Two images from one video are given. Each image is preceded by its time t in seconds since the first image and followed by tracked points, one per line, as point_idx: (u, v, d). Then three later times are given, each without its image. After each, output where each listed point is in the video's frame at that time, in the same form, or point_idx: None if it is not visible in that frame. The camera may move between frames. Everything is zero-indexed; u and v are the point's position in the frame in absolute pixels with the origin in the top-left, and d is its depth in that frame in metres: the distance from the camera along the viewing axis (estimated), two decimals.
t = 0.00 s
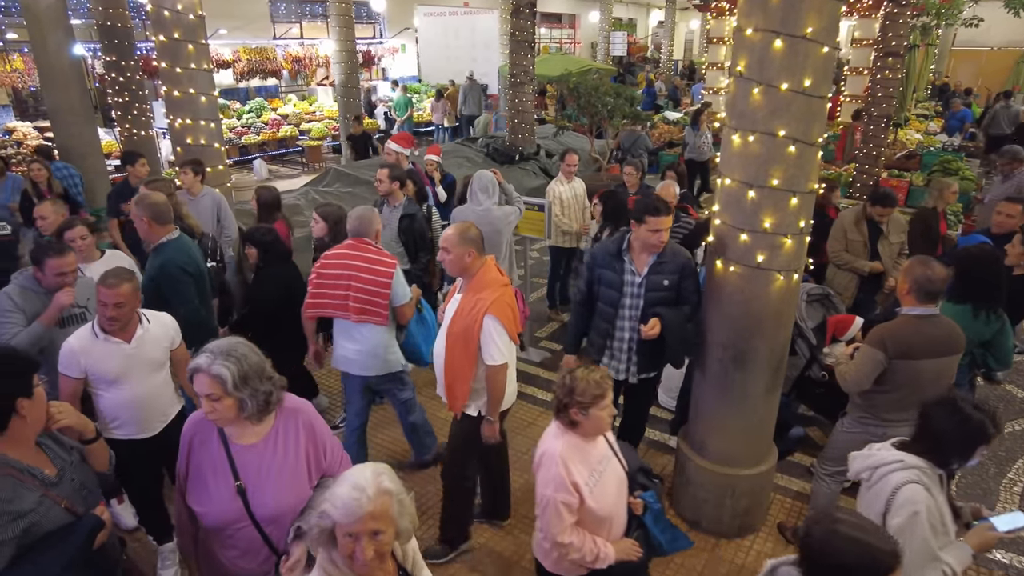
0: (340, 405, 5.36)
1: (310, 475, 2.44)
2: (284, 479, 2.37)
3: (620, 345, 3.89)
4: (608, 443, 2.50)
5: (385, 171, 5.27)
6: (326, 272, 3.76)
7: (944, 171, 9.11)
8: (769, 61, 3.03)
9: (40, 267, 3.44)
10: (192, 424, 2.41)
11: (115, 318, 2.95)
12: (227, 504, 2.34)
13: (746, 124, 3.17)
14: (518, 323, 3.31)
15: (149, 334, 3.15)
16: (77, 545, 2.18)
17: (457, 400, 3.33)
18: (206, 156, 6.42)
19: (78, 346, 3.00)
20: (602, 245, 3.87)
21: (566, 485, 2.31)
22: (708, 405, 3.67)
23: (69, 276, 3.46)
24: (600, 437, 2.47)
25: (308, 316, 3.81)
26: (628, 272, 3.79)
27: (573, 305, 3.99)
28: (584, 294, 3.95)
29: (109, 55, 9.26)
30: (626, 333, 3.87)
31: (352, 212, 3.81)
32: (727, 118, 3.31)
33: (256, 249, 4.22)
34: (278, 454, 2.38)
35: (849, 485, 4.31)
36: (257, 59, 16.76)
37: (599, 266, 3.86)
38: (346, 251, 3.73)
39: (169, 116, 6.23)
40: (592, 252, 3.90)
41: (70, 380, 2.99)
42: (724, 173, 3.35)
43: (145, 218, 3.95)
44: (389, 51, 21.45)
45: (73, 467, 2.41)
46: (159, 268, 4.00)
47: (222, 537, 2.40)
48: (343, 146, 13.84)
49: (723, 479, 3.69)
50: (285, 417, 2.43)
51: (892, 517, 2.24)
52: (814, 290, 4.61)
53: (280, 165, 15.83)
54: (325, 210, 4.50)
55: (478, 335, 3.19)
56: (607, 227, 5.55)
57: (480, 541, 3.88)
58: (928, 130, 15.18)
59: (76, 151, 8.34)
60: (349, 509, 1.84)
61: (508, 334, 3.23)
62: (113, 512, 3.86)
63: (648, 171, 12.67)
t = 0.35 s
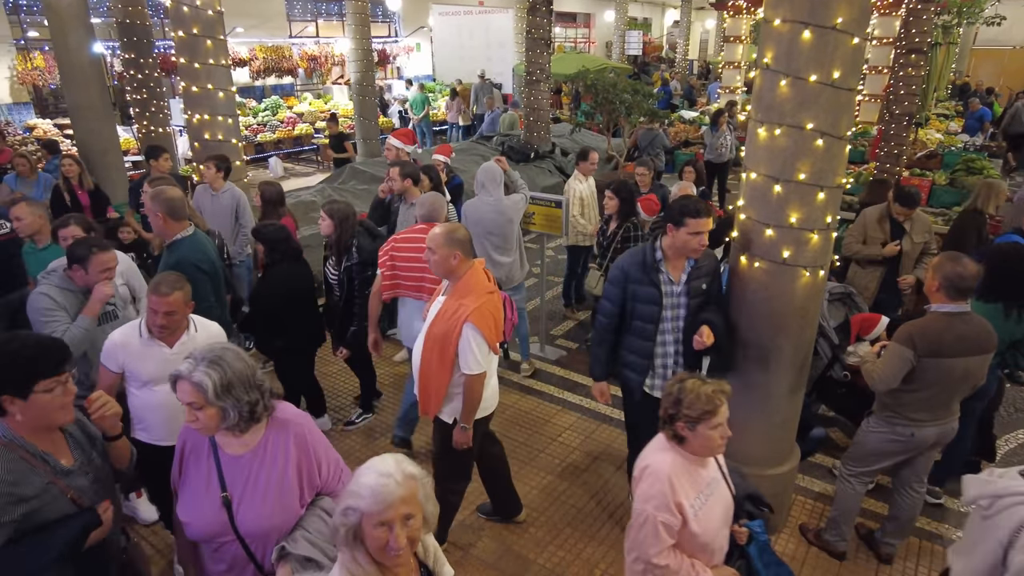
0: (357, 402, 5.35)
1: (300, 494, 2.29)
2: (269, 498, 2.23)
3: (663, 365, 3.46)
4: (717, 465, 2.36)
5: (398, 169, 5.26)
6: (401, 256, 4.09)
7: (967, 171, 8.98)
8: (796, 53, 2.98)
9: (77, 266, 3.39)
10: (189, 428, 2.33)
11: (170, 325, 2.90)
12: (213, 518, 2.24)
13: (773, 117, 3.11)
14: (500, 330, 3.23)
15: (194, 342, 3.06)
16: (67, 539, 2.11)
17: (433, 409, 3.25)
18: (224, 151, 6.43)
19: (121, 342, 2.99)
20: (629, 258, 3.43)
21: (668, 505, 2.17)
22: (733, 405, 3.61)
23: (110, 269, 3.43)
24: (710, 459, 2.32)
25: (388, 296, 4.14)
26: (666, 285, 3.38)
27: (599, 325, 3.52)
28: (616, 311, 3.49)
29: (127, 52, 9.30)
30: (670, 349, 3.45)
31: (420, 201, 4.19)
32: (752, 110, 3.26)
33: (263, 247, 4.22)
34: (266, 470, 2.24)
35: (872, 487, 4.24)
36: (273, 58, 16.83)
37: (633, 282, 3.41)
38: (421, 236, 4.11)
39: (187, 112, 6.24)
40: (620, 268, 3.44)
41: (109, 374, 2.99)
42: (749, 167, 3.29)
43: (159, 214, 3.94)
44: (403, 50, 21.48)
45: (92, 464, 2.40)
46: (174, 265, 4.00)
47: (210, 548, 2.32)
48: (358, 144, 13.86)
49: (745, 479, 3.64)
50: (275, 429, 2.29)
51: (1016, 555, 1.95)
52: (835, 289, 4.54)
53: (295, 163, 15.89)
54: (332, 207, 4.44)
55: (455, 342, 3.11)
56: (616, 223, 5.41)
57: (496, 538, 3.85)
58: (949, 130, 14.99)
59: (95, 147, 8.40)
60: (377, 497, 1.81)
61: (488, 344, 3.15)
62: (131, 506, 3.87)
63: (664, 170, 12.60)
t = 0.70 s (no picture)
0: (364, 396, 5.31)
1: (272, 518, 2.14)
2: (237, 520, 2.09)
3: (702, 372, 3.25)
4: (843, 513, 2.20)
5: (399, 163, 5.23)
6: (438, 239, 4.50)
7: (983, 167, 8.85)
8: (817, 37, 2.90)
9: (81, 267, 3.14)
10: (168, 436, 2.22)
11: (200, 300, 2.88)
12: (181, 534, 2.13)
13: (792, 103, 3.03)
14: (476, 328, 3.14)
15: (233, 328, 3.05)
16: None
17: (401, 408, 3.18)
18: (231, 144, 6.39)
19: (158, 329, 2.93)
20: (650, 262, 3.14)
21: (803, 563, 2.01)
22: (749, 400, 3.56)
23: (114, 270, 3.21)
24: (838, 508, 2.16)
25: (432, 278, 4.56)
26: (697, 285, 3.16)
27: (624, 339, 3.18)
28: (645, 323, 3.15)
29: (136, 47, 9.28)
30: (705, 356, 3.25)
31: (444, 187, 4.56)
32: (771, 97, 3.18)
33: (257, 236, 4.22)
34: (235, 492, 2.09)
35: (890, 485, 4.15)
36: (281, 54, 16.82)
37: (661, 286, 3.12)
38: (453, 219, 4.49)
39: (195, 104, 6.21)
40: (643, 273, 3.13)
41: (143, 361, 2.94)
42: (767, 155, 3.22)
43: (165, 206, 3.90)
44: (411, 47, 21.45)
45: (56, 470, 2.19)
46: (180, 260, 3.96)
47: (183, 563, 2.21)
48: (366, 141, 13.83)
49: (761, 475, 3.57)
50: (246, 447, 2.12)
51: None
52: (851, 285, 4.49)
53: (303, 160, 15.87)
54: (332, 198, 4.45)
55: (428, 341, 3.03)
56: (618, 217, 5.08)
57: (506, 535, 3.79)
58: (961, 128, 14.84)
59: (104, 142, 8.39)
60: (386, 477, 1.77)
61: (463, 342, 3.06)
62: (136, 500, 3.89)
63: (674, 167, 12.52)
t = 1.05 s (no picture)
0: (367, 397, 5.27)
1: None
2: None
3: (730, 389, 3.09)
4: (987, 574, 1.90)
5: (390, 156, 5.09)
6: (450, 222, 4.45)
7: (990, 166, 8.79)
8: (832, 32, 2.85)
9: (57, 273, 2.88)
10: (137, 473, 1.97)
11: (222, 307, 2.72)
12: None
13: (806, 99, 2.99)
14: (462, 325, 3.09)
15: (248, 334, 2.87)
16: None
17: (389, 407, 3.14)
18: (233, 142, 6.34)
19: (170, 338, 2.77)
20: (676, 271, 2.99)
21: None
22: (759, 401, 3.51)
23: (93, 279, 2.92)
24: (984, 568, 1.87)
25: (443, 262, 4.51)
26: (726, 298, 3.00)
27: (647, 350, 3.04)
28: (672, 337, 3.00)
29: (136, 45, 9.22)
30: (733, 371, 3.08)
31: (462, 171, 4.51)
32: (784, 93, 3.13)
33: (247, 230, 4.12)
34: (197, 545, 1.83)
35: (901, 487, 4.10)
36: (283, 53, 16.78)
37: (687, 298, 2.96)
38: (469, 203, 4.43)
39: (197, 102, 6.15)
40: (668, 283, 2.98)
41: (158, 374, 2.77)
42: (780, 152, 3.17)
43: (179, 203, 3.82)
44: (413, 46, 21.39)
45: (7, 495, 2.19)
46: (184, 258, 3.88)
47: None
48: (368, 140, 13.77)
49: (768, 475, 3.53)
50: (221, 495, 1.87)
51: None
52: (860, 284, 4.44)
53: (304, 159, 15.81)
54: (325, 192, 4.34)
55: (415, 339, 2.98)
56: (624, 219, 4.81)
57: (512, 537, 3.74)
58: (965, 127, 14.81)
59: (105, 141, 8.36)
60: (400, 494, 1.67)
61: (451, 339, 3.02)
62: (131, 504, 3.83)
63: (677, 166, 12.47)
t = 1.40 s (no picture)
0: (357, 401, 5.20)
1: None
2: None
3: (771, 412, 2.93)
4: None
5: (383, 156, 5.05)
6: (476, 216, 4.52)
7: (990, 166, 8.80)
8: (839, 32, 2.83)
9: (65, 283, 2.82)
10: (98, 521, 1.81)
11: (184, 324, 2.43)
12: None
13: (812, 99, 2.97)
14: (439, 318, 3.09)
15: (247, 350, 2.63)
16: None
17: (366, 404, 3.11)
18: (232, 143, 6.30)
19: (166, 363, 2.56)
20: (725, 285, 2.85)
21: None
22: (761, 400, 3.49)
23: (102, 281, 2.91)
24: None
25: (470, 256, 4.59)
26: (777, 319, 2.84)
27: (687, 367, 2.92)
28: (712, 350, 2.88)
29: (134, 45, 9.18)
30: (775, 397, 2.92)
31: (487, 167, 4.53)
32: (789, 93, 3.11)
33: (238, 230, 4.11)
34: None
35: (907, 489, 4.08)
36: (281, 53, 16.76)
37: (735, 313, 2.83)
38: (496, 197, 4.51)
39: (196, 102, 6.11)
40: (718, 296, 2.85)
41: (159, 403, 2.58)
42: (786, 152, 3.15)
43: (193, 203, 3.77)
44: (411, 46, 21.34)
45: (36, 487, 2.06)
46: (187, 260, 3.78)
47: None
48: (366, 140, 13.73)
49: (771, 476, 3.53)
50: (191, 549, 1.73)
51: None
52: (863, 285, 4.42)
53: (302, 159, 15.77)
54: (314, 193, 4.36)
55: (392, 331, 2.96)
56: (629, 227, 4.62)
57: (515, 540, 3.71)
58: (964, 127, 14.84)
59: (103, 141, 8.31)
60: (399, 512, 1.63)
61: (428, 330, 3.01)
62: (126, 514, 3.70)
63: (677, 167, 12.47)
